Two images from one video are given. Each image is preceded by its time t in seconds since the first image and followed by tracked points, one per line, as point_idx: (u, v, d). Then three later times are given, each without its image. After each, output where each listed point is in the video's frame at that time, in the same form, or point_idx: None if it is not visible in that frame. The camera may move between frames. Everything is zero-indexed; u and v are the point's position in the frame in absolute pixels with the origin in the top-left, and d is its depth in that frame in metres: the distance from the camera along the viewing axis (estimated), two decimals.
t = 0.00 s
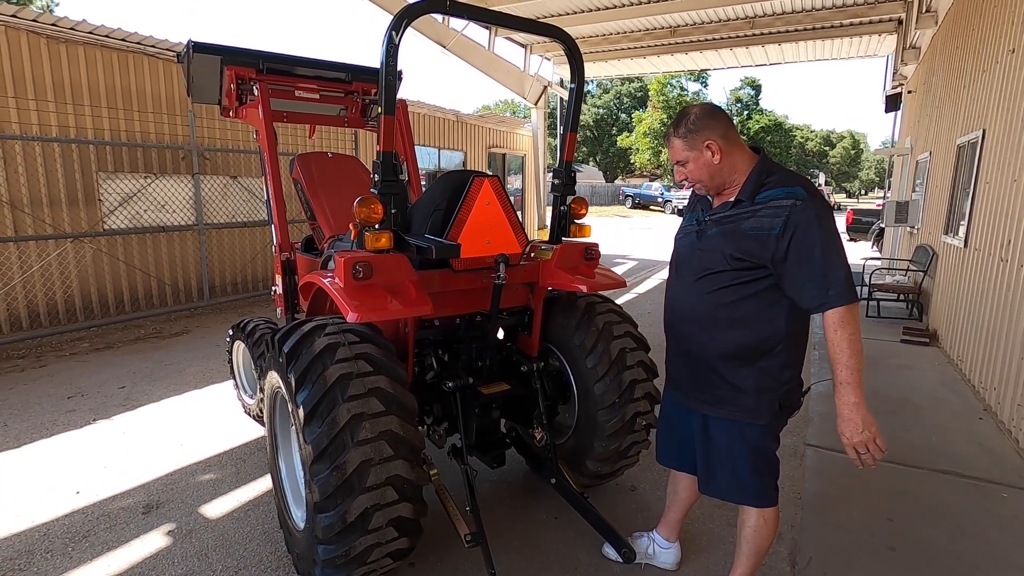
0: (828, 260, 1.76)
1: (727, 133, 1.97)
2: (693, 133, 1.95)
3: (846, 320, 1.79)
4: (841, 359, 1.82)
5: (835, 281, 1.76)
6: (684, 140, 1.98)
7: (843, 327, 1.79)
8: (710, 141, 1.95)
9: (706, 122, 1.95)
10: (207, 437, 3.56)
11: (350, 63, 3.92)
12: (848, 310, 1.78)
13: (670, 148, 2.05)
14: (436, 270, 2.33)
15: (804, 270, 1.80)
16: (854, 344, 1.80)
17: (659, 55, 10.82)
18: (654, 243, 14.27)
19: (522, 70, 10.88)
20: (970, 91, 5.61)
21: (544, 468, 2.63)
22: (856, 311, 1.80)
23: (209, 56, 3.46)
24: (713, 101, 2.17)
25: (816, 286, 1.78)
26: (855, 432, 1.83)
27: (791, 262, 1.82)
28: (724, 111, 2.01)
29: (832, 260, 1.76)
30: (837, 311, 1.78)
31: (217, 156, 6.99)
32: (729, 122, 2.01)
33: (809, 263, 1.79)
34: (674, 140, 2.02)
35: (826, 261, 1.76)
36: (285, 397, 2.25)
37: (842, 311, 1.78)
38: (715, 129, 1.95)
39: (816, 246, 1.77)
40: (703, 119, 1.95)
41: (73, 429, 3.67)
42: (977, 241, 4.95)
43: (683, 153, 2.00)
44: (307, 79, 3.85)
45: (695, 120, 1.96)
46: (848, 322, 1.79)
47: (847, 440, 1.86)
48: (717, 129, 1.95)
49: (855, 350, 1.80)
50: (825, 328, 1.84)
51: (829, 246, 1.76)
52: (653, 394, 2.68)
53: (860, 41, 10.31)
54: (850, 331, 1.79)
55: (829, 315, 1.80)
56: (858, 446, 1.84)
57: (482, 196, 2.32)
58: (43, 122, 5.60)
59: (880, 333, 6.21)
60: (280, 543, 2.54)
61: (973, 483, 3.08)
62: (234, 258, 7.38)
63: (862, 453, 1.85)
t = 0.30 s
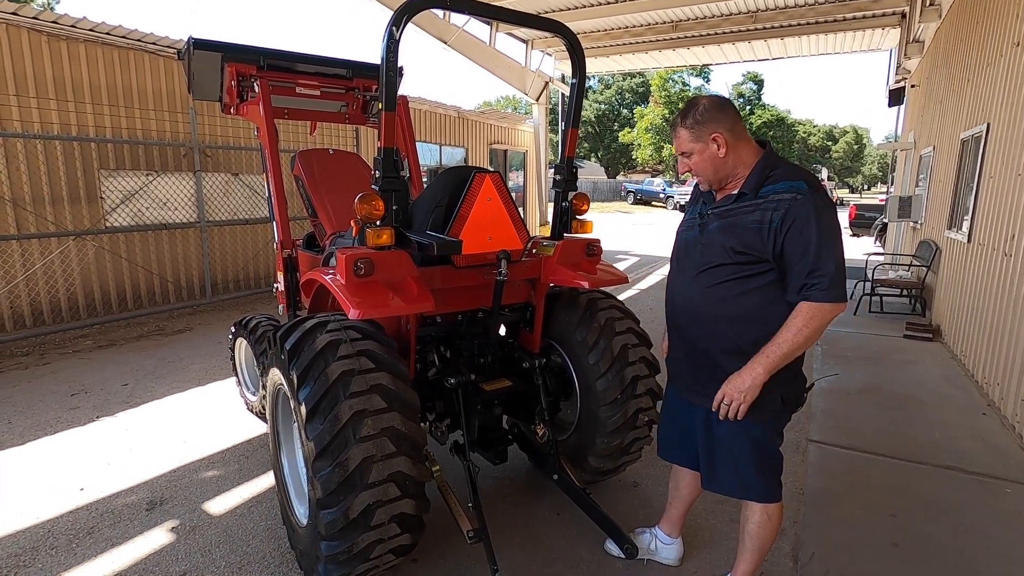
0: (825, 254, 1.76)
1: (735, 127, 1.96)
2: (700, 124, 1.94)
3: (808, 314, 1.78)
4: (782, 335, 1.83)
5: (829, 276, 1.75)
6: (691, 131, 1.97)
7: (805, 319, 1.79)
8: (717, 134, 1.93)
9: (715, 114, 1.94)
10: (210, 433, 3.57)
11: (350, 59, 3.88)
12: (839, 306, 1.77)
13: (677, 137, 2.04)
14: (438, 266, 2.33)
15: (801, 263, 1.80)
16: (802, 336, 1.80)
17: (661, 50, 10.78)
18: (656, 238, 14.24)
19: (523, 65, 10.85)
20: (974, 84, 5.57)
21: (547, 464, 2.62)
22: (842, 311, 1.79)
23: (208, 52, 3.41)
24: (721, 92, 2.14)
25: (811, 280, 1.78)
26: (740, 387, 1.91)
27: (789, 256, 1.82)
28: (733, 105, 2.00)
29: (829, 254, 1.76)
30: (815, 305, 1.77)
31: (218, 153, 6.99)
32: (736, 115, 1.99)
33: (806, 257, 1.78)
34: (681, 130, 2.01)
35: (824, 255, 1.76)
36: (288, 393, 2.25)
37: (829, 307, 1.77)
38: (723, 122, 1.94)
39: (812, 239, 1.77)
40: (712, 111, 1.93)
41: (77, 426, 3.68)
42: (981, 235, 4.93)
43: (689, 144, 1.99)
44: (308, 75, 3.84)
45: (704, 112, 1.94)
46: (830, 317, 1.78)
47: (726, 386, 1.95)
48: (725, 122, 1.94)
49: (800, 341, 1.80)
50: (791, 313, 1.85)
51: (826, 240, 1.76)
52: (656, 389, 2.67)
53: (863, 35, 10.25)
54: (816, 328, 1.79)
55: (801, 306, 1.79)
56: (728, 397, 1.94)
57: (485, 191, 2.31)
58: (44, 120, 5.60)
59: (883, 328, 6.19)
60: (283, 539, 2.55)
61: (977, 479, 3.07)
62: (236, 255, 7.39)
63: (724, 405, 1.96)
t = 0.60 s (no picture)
0: (822, 251, 1.74)
1: (734, 124, 1.96)
2: (700, 119, 1.94)
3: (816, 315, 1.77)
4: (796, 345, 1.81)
5: (826, 273, 1.74)
6: (690, 126, 1.96)
7: (812, 319, 1.77)
8: (716, 130, 1.93)
9: (714, 110, 1.94)
10: (211, 434, 3.56)
11: (349, 59, 3.88)
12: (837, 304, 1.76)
13: (675, 132, 2.03)
14: (437, 266, 2.33)
15: (797, 261, 1.79)
16: (815, 338, 1.78)
17: (661, 49, 10.78)
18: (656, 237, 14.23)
19: (523, 64, 10.84)
20: (974, 82, 5.57)
21: (547, 464, 2.62)
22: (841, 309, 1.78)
23: (209, 53, 3.43)
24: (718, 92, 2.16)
25: (809, 277, 1.77)
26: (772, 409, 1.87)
27: (785, 253, 1.81)
28: (733, 102, 2.00)
29: (826, 251, 1.74)
30: (817, 303, 1.76)
31: (218, 153, 6.99)
32: (736, 113, 1.99)
33: (802, 254, 1.77)
34: (680, 125, 2.00)
35: (820, 252, 1.74)
36: (287, 394, 2.25)
37: (827, 304, 1.75)
38: (722, 118, 1.94)
39: (809, 236, 1.76)
40: (712, 107, 1.93)
41: (77, 427, 3.68)
42: (981, 233, 4.92)
43: (687, 138, 1.98)
44: (307, 75, 3.83)
45: (704, 107, 1.94)
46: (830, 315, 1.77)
47: (761, 414, 1.90)
48: (724, 119, 1.94)
49: (815, 344, 1.78)
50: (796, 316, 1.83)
51: (823, 237, 1.75)
52: (655, 389, 2.67)
53: (862, 32, 10.24)
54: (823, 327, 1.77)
55: (806, 306, 1.78)
56: (766, 423, 1.89)
57: (483, 190, 2.31)
58: (44, 121, 5.61)
59: (883, 327, 6.19)
60: (284, 539, 2.55)
61: (978, 477, 3.07)
62: (236, 256, 7.39)
63: (766, 432, 1.91)
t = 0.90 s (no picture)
0: (827, 244, 1.75)
1: (721, 128, 1.96)
2: (688, 126, 1.92)
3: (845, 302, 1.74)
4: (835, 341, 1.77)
5: (834, 265, 1.74)
6: (678, 133, 1.95)
7: (837, 310, 1.75)
8: (705, 135, 1.92)
9: (701, 116, 1.93)
10: (215, 431, 3.58)
11: (355, 58, 3.89)
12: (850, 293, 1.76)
13: (664, 141, 2.01)
14: (442, 265, 2.33)
15: (803, 256, 1.78)
16: (846, 327, 1.75)
17: (666, 47, 10.74)
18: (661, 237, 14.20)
19: (528, 63, 10.82)
20: (983, 82, 5.53)
21: (550, 463, 2.62)
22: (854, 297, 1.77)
23: (215, 51, 3.44)
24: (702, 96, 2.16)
25: (818, 270, 1.76)
26: (835, 412, 1.79)
27: (790, 250, 1.81)
28: (717, 105, 2.00)
29: (831, 244, 1.75)
30: (833, 294, 1.74)
31: (223, 151, 7.01)
32: (722, 117, 1.99)
33: (807, 249, 1.77)
34: (668, 133, 1.99)
35: (826, 245, 1.75)
36: (291, 392, 2.26)
37: (842, 294, 1.74)
38: (709, 123, 1.93)
39: (812, 232, 1.76)
40: (697, 113, 1.92)
41: (83, 423, 3.70)
42: (989, 234, 4.89)
43: (677, 147, 1.96)
44: (313, 73, 3.84)
45: (690, 114, 1.93)
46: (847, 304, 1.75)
47: (822, 421, 1.82)
48: (711, 124, 1.93)
49: (846, 332, 1.75)
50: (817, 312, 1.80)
51: (825, 230, 1.75)
52: (659, 389, 2.67)
53: (869, 32, 10.18)
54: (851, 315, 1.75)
55: (823, 298, 1.76)
56: (832, 429, 1.80)
57: (488, 189, 2.33)
58: (51, 118, 5.63)
59: (889, 327, 6.16)
60: (287, 537, 2.55)
61: (984, 480, 3.05)
62: (241, 253, 7.41)
63: (835, 439, 1.81)
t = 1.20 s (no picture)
0: (817, 229, 1.76)
1: (698, 132, 1.94)
2: (665, 134, 1.91)
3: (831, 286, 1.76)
4: (812, 320, 1.79)
5: (827, 248, 1.74)
6: (657, 143, 1.93)
7: (821, 293, 1.76)
8: (684, 139, 1.91)
9: (676, 122, 1.91)
10: (220, 428, 3.59)
11: (359, 54, 3.89)
12: (843, 274, 1.76)
13: (643, 153, 1.99)
14: (446, 262, 2.31)
15: (795, 242, 1.79)
16: (825, 310, 1.77)
17: (671, 44, 10.69)
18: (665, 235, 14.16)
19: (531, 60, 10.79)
20: (990, 77, 5.48)
21: (554, 461, 2.62)
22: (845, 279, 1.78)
23: (219, 48, 3.45)
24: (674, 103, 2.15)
25: (811, 255, 1.76)
26: (792, 382, 1.84)
27: (785, 238, 1.81)
28: (689, 110, 1.99)
29: (821, 228, 1.76)
30: (824, 278, 1.75)
31: (227, 148, 7.02)
32: (696, 120, 1.98)
33: (798, 235, 1.78)
34: (646, 144, 1.97)
35: (817, 230, 1.76)
36: (296, 389, 2.26)
37: (833, 275, 1.74)
38: (685, 128, 1.92)
39: (802, 217, 1.77)
40: (672, 120, 1.91)
41: (89, 420, 3.72)
42: (996, 231, 4.85)
43: (657, 156, 1.94)
44: (316, 70, 3.85)
45: (665, 123, 1.91)
46: (837, 284, 1.76)
47: (777, 388, 1.89)
48: (687, 128, 1.92)
49: (825, 316, 1.78)
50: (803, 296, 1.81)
51: (814, 215, 1.76)
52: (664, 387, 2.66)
53: (875, 27, 10.11)
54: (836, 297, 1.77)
55: (812, 282, 1.76)
56: (784, 397, 1.87)
57: (493, 186, 2.35)
58: (56, 116, 5.65)
59: (895, 325, 6.13)
60: (292, 534, 2.56)
61: (991, 479, 3.03)
62: (245, 251, 7.42)
63: (784, 406, 1.89)
